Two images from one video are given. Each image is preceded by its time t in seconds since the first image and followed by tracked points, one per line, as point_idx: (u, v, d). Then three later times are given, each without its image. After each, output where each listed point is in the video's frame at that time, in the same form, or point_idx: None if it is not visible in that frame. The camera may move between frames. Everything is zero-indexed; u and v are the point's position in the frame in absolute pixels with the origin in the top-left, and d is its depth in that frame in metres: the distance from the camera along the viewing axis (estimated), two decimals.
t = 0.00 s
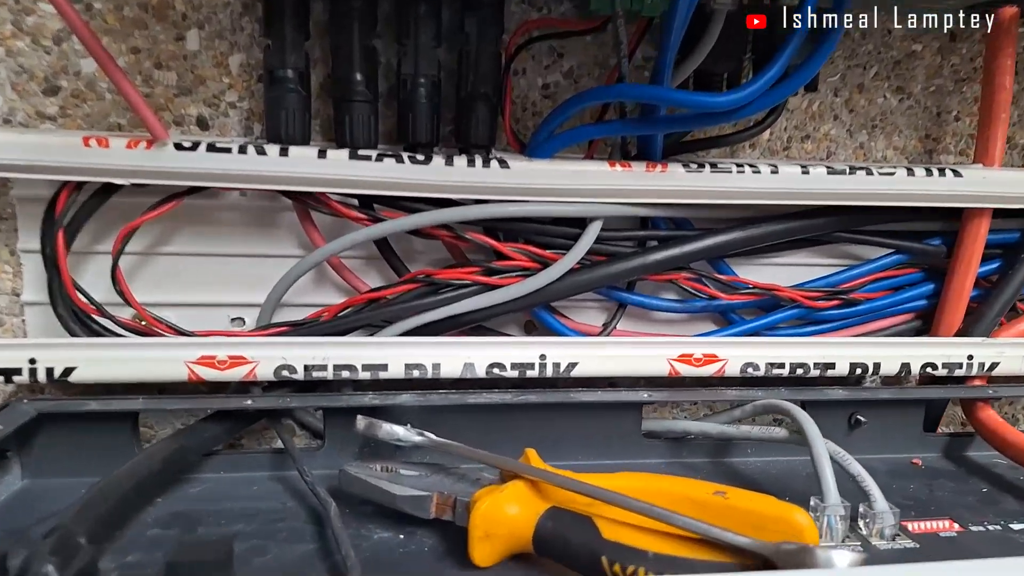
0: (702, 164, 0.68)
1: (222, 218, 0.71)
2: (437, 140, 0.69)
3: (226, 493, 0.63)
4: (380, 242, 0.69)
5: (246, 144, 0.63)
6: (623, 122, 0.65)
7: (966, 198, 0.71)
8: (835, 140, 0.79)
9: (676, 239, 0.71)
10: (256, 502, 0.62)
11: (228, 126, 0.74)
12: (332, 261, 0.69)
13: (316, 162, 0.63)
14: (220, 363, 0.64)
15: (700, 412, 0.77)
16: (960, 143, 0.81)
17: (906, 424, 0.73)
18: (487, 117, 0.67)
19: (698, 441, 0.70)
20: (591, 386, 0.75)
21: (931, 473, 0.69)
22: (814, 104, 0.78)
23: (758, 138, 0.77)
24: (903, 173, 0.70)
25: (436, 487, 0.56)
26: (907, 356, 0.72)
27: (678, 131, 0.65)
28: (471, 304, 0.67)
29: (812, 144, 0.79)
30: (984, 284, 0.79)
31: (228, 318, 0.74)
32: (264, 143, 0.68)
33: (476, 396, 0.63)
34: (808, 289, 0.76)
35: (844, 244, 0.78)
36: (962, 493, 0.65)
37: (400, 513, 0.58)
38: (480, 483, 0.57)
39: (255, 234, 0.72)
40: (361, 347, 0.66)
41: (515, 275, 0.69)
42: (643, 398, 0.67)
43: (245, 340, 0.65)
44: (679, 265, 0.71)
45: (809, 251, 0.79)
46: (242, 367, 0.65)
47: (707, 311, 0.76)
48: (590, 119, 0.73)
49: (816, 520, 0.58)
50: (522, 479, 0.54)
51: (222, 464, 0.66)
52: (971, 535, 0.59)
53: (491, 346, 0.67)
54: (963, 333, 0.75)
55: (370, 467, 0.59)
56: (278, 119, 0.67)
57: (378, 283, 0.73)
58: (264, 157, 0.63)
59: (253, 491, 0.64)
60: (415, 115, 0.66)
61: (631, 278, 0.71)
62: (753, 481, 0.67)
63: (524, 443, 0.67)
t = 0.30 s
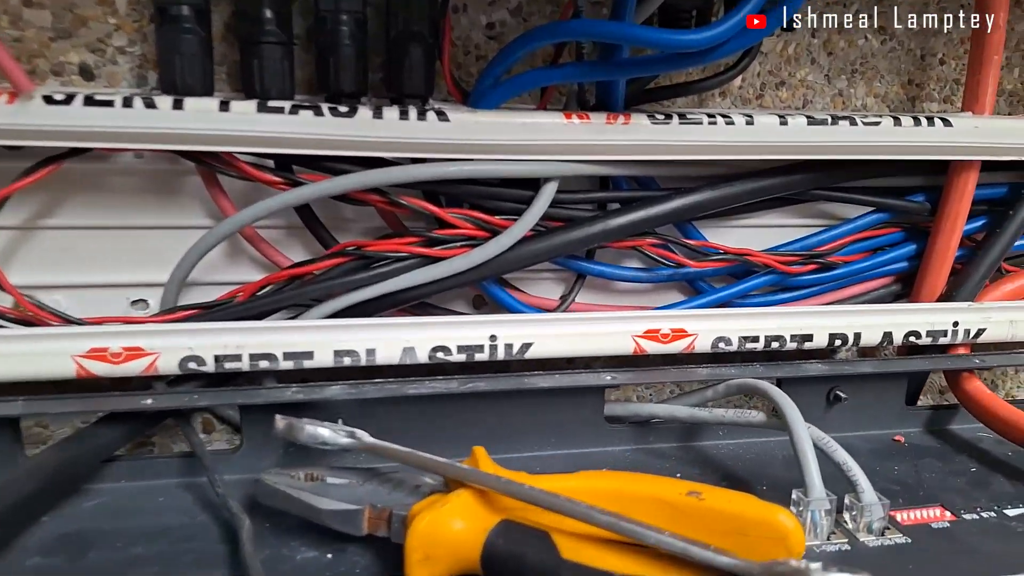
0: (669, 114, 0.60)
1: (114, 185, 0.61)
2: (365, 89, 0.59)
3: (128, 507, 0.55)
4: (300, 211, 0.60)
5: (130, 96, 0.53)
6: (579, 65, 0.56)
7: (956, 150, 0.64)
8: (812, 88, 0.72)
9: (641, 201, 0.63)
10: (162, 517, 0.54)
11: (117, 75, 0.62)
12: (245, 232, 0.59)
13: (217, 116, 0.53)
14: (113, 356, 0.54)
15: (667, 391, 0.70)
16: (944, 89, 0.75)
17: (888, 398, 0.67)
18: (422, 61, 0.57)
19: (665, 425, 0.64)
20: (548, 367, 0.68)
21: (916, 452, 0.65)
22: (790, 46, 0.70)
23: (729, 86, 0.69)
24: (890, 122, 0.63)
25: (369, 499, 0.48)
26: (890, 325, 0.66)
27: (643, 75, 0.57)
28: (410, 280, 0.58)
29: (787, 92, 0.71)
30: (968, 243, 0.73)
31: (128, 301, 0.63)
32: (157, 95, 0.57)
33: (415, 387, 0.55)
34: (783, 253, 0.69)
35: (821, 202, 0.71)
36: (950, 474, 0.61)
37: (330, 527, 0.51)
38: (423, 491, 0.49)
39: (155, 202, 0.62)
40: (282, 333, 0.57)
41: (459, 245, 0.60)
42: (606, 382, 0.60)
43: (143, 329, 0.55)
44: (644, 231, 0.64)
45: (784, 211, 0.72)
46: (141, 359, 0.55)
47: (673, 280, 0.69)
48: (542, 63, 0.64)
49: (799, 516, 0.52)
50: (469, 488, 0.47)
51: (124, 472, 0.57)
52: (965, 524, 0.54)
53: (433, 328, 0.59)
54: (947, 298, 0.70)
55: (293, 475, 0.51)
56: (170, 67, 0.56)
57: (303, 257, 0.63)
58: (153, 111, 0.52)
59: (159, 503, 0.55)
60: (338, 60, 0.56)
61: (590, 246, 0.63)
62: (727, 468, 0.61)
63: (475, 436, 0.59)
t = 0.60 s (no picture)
0: (613, 73, 0.57)
1: (12, 150, 0.56)
2: (285, 45, 0.55)
3: (34, 499, 0.51)
4: (218, 175, 0.56)
5: (19, 51, 0.48)
6: (514, 20, 0.52)
7: (908, 111, 0.62)
8: (762, 47, 0.69)
9: (585, 165, 0.60)
10: (71, 507, 0.50)
11: (11, 30, 0.57)
12: (157, 200, 0.56)
13: (118, 74, 0.48)
14: (12, 336, 0.50)
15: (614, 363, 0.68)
16: (898, 49, 0.73)
17: (838, 367, 0.66)
18: (346, 14, 0.53)
19: (611, 398, 0.62)
20: (491, 340, 0.65)
21: (865, 420, 0.64)
22: (739, 3, 0.67)
23: (676, 45, 0.66)
24: (841, 83, 0.60)
25: (293, 485, 0.45)
26: (840, 292, 0.65)
27: (583, 31, 0.53)
28: (336, 252, 0.54)
29: (737, 51, 0.69)
30: (919, 208, 0.72)
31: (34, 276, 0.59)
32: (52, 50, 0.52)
33: (345, 364, 0.52)
34: (732, 220, 0.67)
35: (772, 166, 0.69)
36: (899, 442, 0.60)
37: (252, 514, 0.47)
38: (350, 475, 0.46)
39: (59, 169, 0.57)
40: (200, 309, 0.53)
41: (392, 213, 0.57)
42: (549, 355, 0.57)
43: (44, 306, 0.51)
44: (589, 197, 0.61)
45: (734, 176, 0.69)
46: (45, 339, 0.51)
47: (620, 249, 0.66)
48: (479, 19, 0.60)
49: (744, 490, 0.50)
50: (398, 470, 0.44)
51: (31, 460, 0.53)
52: (913, 496, 0.53)
53: (364, 301, 0.55)
54: (897, 264, 0.69)
55: (211, 461, 0.48)
56: (65, 20, 0.51)
57: (224, 227, 0.59)
58: (44, 68, 0.47)
59: (70, 492, 0.51)
60: (253, 13, 0.51)
61: (533, 213, 0.60)
62: (675, 441, 0.59)
63: (412, 414, 0.57)
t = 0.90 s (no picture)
0: (564, 30, 0.56)
1: None
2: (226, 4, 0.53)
3: None
4: (159, 138, 0.56)
5: None
6: None
7: (867, 67, 0.62)
8: (721, 5, 0.68)
9: (540, 126, 0.59)
10: (18, 480, 0.49)
11: None
12: (98, 165, 0.55)
13: (47, 34, 0.47)
14: None
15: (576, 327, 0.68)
16: (859, 5, 0.72)
17: (797, 327, 0.66)
18: None
19: (571, 362, 0.62)
20: (449, 306, 0.64)
21: (823, 379, 0.64)
22: None
23: (633, 2, 0.65)
24: (797, 39, 0.60)
25: (240, 453, 0.44)
26: (799, 253, 0.65)
27: None
28: (283, 217, 0.54)
29: (695, 9, 0.68)
30: (880, 167, 0.72)
31: None
32: None
33: (295, 332, 0.51)
34: (692, 181, 0.67)
35: (732, 127, 0.68)
36: (856, 401, 0.61)
37: (201, 483, 0.47)
38: (299, 442, 0.45)
39: None
40: (146, 278, 0.52)
41: (341, 177, 0.56)
42: (506, 319, 0.56)
43: None
44: (544, 158, 0.60)
45: (693, 136, 0.69)
46: None
47: (580, 212, 0.66)
48: None
49: (698, 449, 0.50)
50: (344, 436, 0.43)
51: None
52: (867, 452, 0.53)
53: (315, 268, 0.54)
54: (857, 224, 0.69)
55: (157, 430, 0.47)
56: None
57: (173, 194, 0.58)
58: None
59: (17, 466, 0.50)
60: None
61: (487, 176, 0.59)
62: (633, 403, 0.59)
63: (366, 381, 0.56)
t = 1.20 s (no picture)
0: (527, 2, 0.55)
1: None
2: None
3: None
4: (120, 115, 0.56)
5: None
6: None
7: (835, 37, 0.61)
8: None
9: (506, 100, 0.59)
10: None
11: None
12: (60, 145, 0.55)
13: None
14: None
15: (549, 302, 0.68)
16: None
17: (766, 298, 0.67)
18: None
19: (541, 336, 0.62)
20: (419, 281, 0.65)
21: (792, 350, 0.65)
22: None
23: None
24: (764, 9, 0.59)
25: (202, 429, 0.44)
26: (767, 225, 0.65)
27: None
28: (247, 193, 0.54)
29: None
30: (850, 138, 0.73)
31: None
32: None
33: (260, 309, 0.51)
34: (661, 154, 0.67)
35: (703, 99, 0.68)
36: (825, 370, 0.61)
37: (166, 460, 0.47)
38: (262, 418, 0.45)
39: None
40: (108, 257, 0.52)
41: (305, 153, 0.56)
42: (473, 294, 0.56)
43: None
44: (510, 132, 0.60)
45: (662, 109, 0.69)
46: None
47: (549, 186, 0.66)
48: None
49: (663, 419, 0.51)
50: (306, 411, 0.44)
51: None
52: (832, 419, 0.54)
53: (280, 245, 0.54)
54: (827, 195, 0.69)
55: (121, 409, 0.47)
56: None
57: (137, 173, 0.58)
58: None
59: None
60: None
61: (453, 150, 0.59)
62: (601, 376, 0.59)
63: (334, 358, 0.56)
